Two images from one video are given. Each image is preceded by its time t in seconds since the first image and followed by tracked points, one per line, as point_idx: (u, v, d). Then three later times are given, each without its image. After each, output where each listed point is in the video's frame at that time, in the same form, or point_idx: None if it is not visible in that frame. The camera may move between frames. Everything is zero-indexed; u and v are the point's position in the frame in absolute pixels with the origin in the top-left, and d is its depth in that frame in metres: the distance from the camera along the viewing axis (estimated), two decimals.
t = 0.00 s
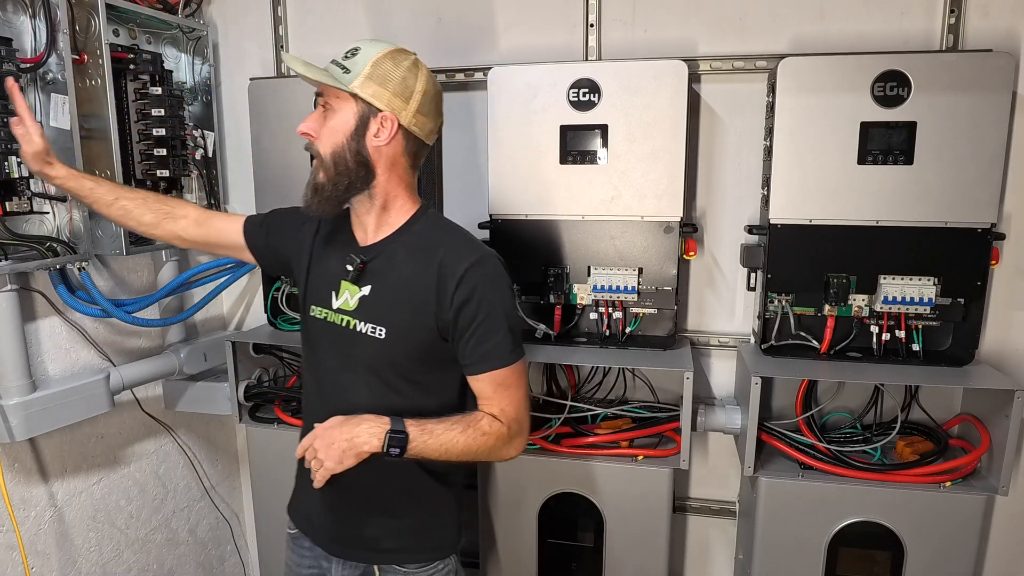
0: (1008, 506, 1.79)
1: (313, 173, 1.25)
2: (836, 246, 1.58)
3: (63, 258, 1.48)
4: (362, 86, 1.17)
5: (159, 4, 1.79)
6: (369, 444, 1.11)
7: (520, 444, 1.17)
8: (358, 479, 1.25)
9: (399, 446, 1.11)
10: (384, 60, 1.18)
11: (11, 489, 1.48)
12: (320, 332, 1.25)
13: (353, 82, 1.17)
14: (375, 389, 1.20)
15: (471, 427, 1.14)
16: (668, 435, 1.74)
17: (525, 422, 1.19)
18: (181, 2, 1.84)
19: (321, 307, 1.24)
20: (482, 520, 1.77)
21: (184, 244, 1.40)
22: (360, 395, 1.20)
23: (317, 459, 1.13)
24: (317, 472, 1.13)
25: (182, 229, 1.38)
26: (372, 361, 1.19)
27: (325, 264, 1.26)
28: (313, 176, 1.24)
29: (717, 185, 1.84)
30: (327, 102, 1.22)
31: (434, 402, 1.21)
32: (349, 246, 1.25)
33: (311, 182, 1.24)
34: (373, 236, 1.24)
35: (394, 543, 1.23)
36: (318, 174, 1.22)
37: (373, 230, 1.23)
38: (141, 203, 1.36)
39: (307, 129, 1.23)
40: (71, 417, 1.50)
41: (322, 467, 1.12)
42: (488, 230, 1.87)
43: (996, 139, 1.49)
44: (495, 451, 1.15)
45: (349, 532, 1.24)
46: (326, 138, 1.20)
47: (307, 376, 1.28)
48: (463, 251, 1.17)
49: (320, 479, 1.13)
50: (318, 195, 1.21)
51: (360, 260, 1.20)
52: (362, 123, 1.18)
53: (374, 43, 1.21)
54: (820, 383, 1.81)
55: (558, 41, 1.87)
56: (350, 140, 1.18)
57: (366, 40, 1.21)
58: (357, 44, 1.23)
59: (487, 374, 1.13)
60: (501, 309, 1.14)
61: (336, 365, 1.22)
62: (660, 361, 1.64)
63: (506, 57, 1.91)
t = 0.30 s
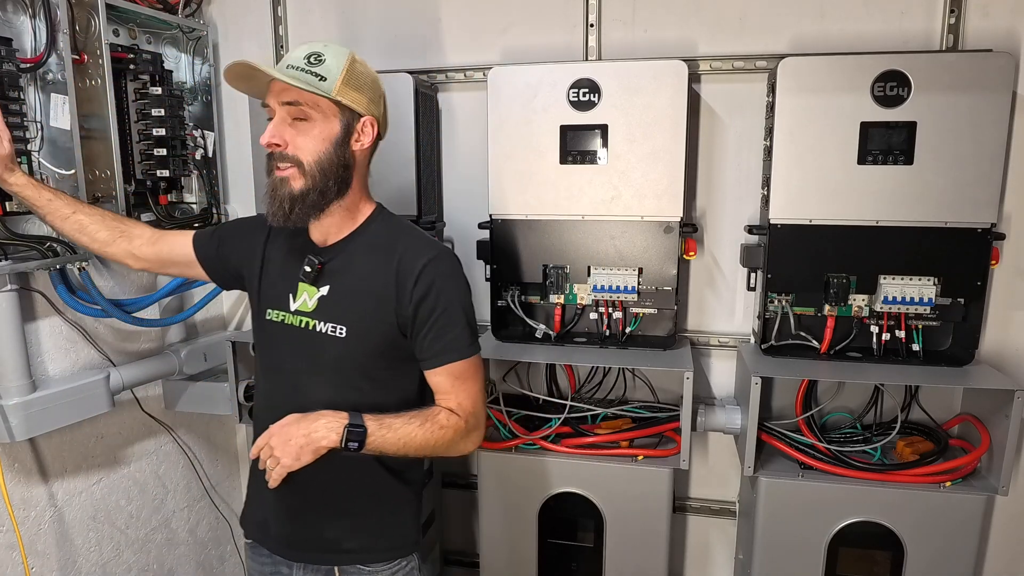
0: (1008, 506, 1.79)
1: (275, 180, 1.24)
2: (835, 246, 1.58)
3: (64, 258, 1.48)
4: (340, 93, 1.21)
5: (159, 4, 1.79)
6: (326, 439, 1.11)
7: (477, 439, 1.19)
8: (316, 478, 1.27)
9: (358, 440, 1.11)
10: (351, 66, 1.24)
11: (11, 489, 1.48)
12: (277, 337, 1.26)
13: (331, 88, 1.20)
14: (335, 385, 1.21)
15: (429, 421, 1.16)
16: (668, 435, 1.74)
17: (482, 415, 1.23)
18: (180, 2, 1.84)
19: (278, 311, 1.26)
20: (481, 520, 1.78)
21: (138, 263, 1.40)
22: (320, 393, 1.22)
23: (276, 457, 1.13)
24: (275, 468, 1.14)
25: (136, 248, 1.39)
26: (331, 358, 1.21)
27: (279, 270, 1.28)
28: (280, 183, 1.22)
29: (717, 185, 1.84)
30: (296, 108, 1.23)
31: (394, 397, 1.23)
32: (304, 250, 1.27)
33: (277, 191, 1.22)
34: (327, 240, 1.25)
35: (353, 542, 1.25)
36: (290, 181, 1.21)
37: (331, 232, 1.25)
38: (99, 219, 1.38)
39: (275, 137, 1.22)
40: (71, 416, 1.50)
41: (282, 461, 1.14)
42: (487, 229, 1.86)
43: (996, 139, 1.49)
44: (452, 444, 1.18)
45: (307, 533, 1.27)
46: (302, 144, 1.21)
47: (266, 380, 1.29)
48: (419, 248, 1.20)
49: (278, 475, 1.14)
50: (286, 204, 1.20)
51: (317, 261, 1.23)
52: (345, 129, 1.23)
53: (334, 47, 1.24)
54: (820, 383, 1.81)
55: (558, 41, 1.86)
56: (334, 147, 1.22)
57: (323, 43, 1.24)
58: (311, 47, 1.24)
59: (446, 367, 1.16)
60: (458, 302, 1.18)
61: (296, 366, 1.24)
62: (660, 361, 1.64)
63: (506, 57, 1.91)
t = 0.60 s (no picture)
0: (1008, 506, 1.79)
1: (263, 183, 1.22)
2: (836, 246, 1.58)
3: (64, 258, 1.48)
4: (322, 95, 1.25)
5: (159, 4, 1.79)
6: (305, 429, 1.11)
7: (455, 428, 1.19)
8: (293, 477, 1.28)
9: (333, 430, 1.11)
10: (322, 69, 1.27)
11: (11, 489, 1.48)
12: (254, 339, 1.26)
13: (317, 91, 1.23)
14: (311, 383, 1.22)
15: (405, 410, 1.15)
16: (668, 434, 1.75)
17: (460, 405, 1.22)
18: (181, 2, 1.85)
19: (254, 311, 1.26)
20: (479, 519, 1.78)
21: (121, 280, 1.42)
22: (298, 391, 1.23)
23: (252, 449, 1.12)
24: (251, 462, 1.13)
25: (122, 265, 1.41)
26: (304, 356, 1.21)
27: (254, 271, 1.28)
28: (273, 186, 1.21)
29: (716, 184, 1.84)
30: (281, 112, 1.23)
31: (369, 391, 1.23)
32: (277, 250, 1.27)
33: (269, 194, 1.21)
34: (301, 238, 1.26)
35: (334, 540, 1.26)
36: (285, 183, 1.22)
37: (308, 231, 1.25)
38: (93, 234, 1.40)
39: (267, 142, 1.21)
40: (70, 416, 1.50)
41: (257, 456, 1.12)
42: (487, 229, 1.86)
43: (996, 139, 1.49)
44: (430, 434, 1.17)
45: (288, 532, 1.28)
46: (293, 146, 1.23)
47: (243, 382, 1.28)
48: (389, 240, 1.21)
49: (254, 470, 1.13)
50: (282, 206, 1.20)
51: (290, 260, 1.24)
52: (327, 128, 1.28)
53: (303, 51, 1.26)
54: (820, 382, 1.81)
55: (558, 41, 1.87)
56: (322, 146, 1.26)
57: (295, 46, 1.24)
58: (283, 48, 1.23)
59: (418, 355, 1.16)
60: (430, 291, 1.18)
61: (273, 365, 1.24)
62: (660, 361, 1.64)
63: (506, 57, 1.91)
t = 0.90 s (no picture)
0: (1008, 506, 1.79)
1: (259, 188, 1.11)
2: (836, 246, 1.58)
3: (64, 258, 1.48)
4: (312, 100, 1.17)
5: (159, 4, 1.78)
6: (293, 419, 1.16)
7: (441, 421, 1.26)
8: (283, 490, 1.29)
9: (320, 419, 1.15)
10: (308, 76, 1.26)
11: (11, 489, 1.53)
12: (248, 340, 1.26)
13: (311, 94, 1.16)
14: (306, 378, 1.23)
15: (395, 402, 1.22)
16: (668, 434, 1.75)
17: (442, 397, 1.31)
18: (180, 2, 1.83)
19: (245, 312, 1.25)
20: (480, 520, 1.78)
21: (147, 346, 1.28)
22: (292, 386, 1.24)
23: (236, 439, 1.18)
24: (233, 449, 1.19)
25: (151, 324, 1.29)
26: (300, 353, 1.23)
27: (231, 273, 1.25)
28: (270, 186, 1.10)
29: (716, 184, 1.84)
30: (276, 114, 1.12)
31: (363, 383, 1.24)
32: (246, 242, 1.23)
33: (269, 197, 1.11)
34: (291, 240, 1.20)
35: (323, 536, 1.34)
36: (285, 188, 1.12)
37: (301, 231, 1.19)
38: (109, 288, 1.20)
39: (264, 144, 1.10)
40: (70, 417, 1.50)
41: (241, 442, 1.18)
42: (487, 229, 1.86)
43: (996, 139, 1.49)
44: (420, 422, 1.26)
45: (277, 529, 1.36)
46: (291, 147, 1.12)
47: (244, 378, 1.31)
48: (376, 234, 1.20)
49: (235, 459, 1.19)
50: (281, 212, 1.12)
51: (281, 259, 1.21)
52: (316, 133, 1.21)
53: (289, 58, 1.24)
54: (820, 382, 1.81)
55: (558, 41, 1.87)
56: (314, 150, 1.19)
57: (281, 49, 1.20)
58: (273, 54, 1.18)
59: (408, 347, 1.22)
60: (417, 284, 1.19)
61: (267, 364, 1.25)
62: (659, 361, 1.65)
63: (506, 57, 1.91)
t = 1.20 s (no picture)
0: (1008, 506, 1.79)
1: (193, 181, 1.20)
2: (836, 246, 1.58)
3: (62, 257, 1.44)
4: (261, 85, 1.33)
5: (159, 4, 1.83)
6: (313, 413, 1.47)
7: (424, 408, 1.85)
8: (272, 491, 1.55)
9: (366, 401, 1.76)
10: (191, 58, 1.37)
11: (10, 490, 1.43)
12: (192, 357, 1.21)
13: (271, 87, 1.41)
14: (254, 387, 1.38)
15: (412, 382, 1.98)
16: (668, 434, 1.75)
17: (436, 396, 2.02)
18: (179, 2, 1.89)
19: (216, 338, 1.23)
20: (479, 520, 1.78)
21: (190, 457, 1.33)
22: (255, 398, 1.41)
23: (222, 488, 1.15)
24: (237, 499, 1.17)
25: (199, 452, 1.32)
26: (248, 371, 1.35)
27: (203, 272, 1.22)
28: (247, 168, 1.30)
29: (716, 184, 1.84)
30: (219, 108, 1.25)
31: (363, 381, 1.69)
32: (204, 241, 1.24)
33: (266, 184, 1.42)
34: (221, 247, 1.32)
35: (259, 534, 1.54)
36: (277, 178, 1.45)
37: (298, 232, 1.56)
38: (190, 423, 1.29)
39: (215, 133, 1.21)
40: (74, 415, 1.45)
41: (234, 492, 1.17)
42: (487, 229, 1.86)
43: (996, 139, 1.49)
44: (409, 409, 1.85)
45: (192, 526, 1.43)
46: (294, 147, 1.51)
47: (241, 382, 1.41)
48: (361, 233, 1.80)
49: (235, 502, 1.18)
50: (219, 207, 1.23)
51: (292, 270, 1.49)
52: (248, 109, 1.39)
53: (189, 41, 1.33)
54: (820, 382, 1.81)
55: (559, 41, 1.87)
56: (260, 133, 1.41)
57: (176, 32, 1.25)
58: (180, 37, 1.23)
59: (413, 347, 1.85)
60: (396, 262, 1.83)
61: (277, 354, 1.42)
62: (660, 361, 1.65)
63: (506, 57, 1.91)
